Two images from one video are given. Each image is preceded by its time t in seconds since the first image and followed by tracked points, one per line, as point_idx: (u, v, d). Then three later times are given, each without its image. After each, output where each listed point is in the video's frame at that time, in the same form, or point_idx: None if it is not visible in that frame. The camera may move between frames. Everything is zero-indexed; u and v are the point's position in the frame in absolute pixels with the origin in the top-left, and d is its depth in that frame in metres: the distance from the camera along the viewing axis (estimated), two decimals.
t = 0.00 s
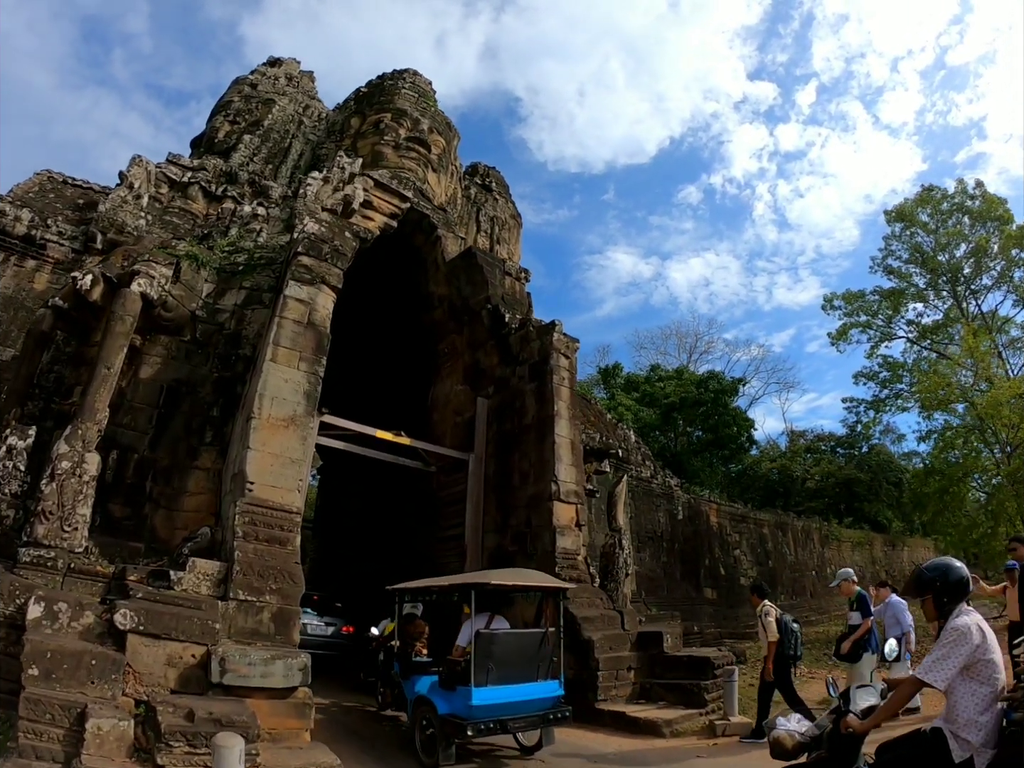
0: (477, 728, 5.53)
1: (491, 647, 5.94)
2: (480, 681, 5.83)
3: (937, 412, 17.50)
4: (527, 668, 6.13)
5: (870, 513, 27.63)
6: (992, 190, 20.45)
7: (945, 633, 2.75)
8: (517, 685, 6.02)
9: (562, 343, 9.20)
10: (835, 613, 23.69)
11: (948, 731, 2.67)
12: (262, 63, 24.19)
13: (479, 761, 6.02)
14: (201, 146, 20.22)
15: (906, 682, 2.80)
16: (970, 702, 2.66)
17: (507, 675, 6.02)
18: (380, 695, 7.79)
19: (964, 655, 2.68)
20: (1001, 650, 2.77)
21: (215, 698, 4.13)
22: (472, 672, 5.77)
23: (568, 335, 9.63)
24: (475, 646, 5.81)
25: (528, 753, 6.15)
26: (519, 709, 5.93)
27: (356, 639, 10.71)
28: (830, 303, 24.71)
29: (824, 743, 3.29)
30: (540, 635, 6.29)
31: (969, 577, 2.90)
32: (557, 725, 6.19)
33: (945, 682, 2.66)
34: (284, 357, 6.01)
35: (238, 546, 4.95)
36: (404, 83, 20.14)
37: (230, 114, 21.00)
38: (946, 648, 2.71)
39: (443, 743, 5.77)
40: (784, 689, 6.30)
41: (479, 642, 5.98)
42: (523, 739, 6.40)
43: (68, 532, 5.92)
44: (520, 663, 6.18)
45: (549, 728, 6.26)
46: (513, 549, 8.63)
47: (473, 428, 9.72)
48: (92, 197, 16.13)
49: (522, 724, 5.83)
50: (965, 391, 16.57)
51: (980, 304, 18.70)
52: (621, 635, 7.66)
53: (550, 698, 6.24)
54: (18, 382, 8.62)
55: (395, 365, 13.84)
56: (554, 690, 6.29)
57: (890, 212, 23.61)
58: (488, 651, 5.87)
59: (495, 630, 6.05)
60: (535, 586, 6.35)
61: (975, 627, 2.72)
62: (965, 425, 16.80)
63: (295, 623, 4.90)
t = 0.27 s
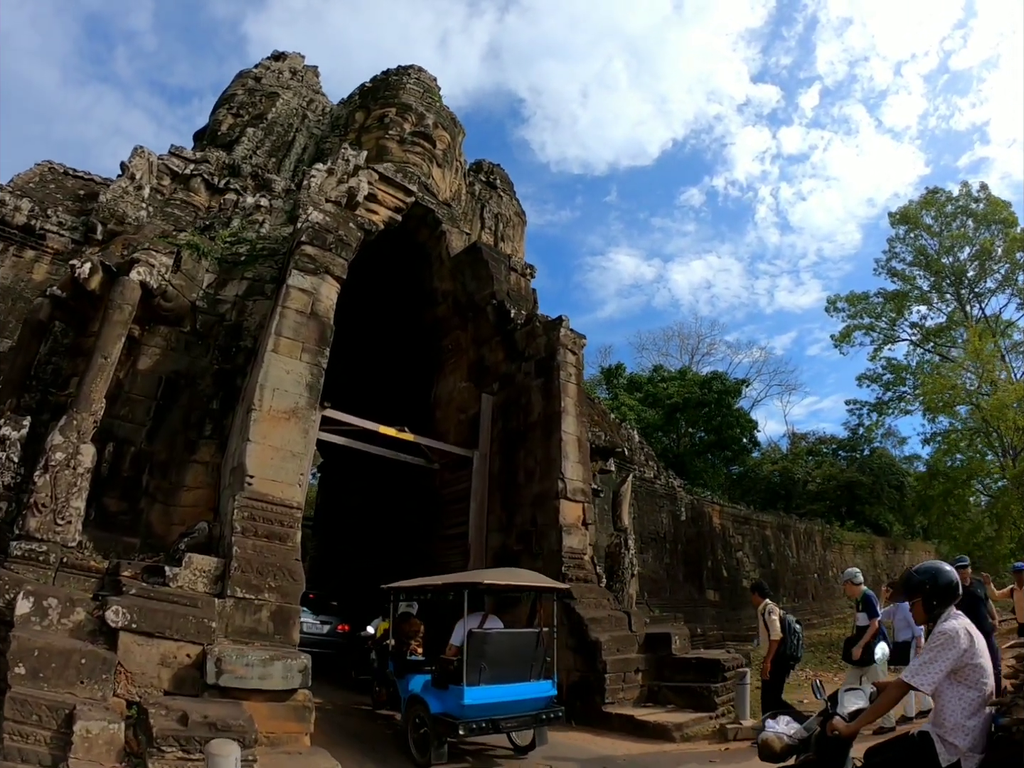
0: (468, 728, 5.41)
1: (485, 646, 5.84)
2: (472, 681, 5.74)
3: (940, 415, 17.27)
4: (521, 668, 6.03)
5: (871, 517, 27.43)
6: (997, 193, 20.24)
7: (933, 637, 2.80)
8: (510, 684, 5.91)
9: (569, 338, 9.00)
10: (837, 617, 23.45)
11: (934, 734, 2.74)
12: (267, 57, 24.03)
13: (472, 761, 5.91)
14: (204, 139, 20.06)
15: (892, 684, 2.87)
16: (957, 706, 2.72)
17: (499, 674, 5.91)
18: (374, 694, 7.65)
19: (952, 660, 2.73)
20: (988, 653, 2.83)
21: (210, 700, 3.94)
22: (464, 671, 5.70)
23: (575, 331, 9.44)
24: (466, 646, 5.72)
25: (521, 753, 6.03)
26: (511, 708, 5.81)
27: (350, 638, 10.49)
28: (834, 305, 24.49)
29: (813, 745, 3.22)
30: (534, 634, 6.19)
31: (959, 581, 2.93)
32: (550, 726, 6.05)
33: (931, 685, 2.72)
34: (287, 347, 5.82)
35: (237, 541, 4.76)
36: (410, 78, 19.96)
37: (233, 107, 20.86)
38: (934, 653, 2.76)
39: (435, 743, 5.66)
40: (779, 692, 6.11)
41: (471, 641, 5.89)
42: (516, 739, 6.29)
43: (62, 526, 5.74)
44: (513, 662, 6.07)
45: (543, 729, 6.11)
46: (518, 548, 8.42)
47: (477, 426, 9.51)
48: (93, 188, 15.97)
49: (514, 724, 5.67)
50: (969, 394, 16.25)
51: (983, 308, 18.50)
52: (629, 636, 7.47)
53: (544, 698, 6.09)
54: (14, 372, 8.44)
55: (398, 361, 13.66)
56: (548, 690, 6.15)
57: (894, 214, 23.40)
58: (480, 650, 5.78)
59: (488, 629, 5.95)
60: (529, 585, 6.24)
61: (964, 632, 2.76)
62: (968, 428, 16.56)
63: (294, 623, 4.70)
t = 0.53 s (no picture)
0: (461, 724, 5.27)
1: (479, 642, 5.72)
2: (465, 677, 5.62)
3: (939, 414, 17.09)
4: (513, 664, 5.88)
5: (869, 515, 27.29)
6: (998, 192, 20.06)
7: (916, 642, 2.82)
8: (502, 681, 5.77)
9: (573, 331, 8.82)
10: (836, 616, 23.30)
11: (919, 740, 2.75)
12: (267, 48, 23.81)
13: (465, 758, 5.85)
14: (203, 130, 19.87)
15: (877, 688, 2.89)
16: (941, 711, 2.73)
17: (493, 672, 5.78)
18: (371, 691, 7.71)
19: (935, 664, 2.75)
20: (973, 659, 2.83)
21: (204, 702, 3.77)
22: (457, 667, 5.58)
23: (579, 325, 9.27)
24: (458, 641, 5.60)
25: (514, 750, 5.93)
26: (503, 706, 5.67)
27: (345, 634, 10.31)
28: (834, 303, 24.33)
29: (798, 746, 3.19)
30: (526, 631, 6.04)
31: (944, 588, 2.96)
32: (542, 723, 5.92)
33: (915, 690, 2.73)
34: (286, 337, 5.66)
35: (233, 535, 4.59)
36: (411, 70, 19.75)
37: (233, 98, 20.67)
38: (917, 657, 2.77)
39: (427, 739, 5.49)
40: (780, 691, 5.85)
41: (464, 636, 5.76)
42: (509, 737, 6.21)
43: (52, 519, 5.57)
44: (505, 659, 5.92)
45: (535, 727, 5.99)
46: (520, 544, 8.24)
47: (479, 421, 9.31)
48: (90, 178, 15.77)
49: (507, 720, 5.55)
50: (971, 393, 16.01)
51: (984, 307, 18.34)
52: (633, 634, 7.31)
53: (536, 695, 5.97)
54: (7, 363, 8.26)
55: (398, 355, 13.48)
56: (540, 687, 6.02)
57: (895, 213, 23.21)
58: (473, 647, 5.65)
59: (481, 626, 5.83)
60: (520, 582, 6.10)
61: (947, 637, 2.78)
62: (968, 428, 16.37)
63: (292, 621, 4.54)
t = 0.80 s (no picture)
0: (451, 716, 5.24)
1: (471, 636, 5.65)
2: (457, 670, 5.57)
3: (940, 409, 16.92)
4: (506, 658, 5.81)
5: (869, 512, 27.15)
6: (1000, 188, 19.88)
7: (895, 641, 2.65)
8: (494, 675, 5.70)
9: (577, 321, 8.65)
10: (836, 612, 23.16)
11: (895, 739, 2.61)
12: (266, 37, 23.55)
13: (455, 750, 5.83)
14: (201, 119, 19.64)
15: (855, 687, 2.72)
16: (919, 711, 2.58)
17: (485, 665, 5.73)
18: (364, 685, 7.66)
19: (913, 664, 2.59)
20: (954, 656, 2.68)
21: (197, 701, 3.60)
22: (448, 660, 5.53)
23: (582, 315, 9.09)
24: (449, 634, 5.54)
25: (505, 744, 5.88)
26: (495, 700, 5.62)
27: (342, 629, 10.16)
28: (835, 298, 24.15)
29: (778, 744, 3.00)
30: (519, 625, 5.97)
31: (924, 586, 2.78)
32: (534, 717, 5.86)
33: (893, 690, 2.58)
34: (284, 323, 5.49)
35: (228, 527, 4.43)
36: (412, 60, 19.55)
37: (232, 87, 20.44)
38: (896, 658, 2.61)
39: (419, 732, 5.45)
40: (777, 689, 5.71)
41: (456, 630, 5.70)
42: (501, 730, 6.18)
43: (43, 510, 5.40)
44: (497, 653, 5.85)
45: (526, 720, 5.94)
46: (523, 538, 7.98)
47: (480, 413, 9.08)
48: (87, 167, 15.55)
49: (497, 714, 5.51)
50: (972, 388, 15.83)
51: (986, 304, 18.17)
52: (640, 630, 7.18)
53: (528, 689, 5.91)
54: None
55: (398, 346, 13.30)
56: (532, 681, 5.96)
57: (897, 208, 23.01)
58: (465, 640, 5.59)
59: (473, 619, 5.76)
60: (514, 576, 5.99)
61: (927, 637, 2.61)
62: (970, 424, 16.05)
63: (289, 617, 4.37)
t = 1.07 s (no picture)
0: (438, 708, 5.20)
1: (460, 628, 5.63)
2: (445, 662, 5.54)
3: (941, 406, 16.75)
4: (496, 649, 5.81)
5: (867, 509, 26.99)
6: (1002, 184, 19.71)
7: (873, 632, 2.51)
8: (482, 667, 5.68)
9: (578, 311, 8.50)
10: (835, 609, 23.02)
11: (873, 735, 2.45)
12: (265, 27, 23.33)
13: (444, 742, 5.80)
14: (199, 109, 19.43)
15: (834, 680, 2.58)
16: (897, 705, 2.42)
17: (474, 657, 5.70)
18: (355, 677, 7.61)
19: (891, 656, 2.44)
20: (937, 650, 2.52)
21: (186, 696, 3.46)
22: (436, 653, 5.49)
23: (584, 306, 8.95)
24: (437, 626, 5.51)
25: (495, 736, 5.85)
26: (484, 692, 5.59)
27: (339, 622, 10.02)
28: (836, 294, 24.00)
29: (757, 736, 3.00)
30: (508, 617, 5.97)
31: (903, 578, 2.66)
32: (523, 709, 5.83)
33: (870, 683, 2.43)
34: (280, 308, 5.36)
35: (221, 516, 4.28)
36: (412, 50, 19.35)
37: (230, 77, 20.25)
38: (872, 649, 2.47)
39: (407, 723, 5.43)
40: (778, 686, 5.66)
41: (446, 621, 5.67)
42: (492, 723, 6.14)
43: (32, 499, 5.25)
44: (486, 645, 5.83)
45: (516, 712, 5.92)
46: (524, 531, 7.79)
47: (481, 404, 8.89)
48: (83, 156, 15.34)
49: (486, 706, 5.48)
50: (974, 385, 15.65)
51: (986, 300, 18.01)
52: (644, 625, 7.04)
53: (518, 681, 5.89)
54: None
55: (397, 338, 13.13)
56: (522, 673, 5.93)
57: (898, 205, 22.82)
58: (454, 632, 5.55)
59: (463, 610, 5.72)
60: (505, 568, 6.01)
61: (905, 629, 2.47)
62: (971, 420, 15.79)
63: (283, 610, 4.22)
